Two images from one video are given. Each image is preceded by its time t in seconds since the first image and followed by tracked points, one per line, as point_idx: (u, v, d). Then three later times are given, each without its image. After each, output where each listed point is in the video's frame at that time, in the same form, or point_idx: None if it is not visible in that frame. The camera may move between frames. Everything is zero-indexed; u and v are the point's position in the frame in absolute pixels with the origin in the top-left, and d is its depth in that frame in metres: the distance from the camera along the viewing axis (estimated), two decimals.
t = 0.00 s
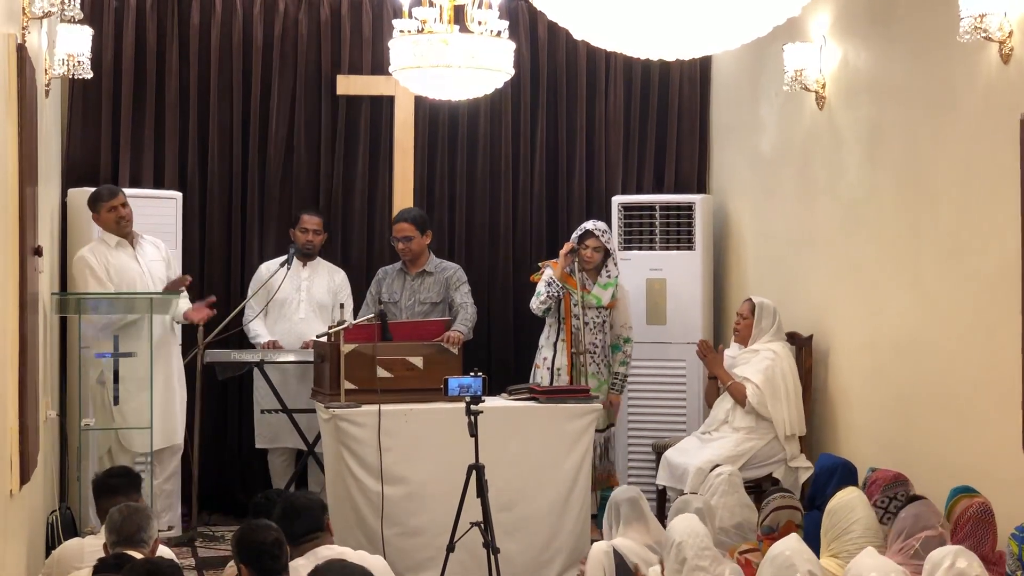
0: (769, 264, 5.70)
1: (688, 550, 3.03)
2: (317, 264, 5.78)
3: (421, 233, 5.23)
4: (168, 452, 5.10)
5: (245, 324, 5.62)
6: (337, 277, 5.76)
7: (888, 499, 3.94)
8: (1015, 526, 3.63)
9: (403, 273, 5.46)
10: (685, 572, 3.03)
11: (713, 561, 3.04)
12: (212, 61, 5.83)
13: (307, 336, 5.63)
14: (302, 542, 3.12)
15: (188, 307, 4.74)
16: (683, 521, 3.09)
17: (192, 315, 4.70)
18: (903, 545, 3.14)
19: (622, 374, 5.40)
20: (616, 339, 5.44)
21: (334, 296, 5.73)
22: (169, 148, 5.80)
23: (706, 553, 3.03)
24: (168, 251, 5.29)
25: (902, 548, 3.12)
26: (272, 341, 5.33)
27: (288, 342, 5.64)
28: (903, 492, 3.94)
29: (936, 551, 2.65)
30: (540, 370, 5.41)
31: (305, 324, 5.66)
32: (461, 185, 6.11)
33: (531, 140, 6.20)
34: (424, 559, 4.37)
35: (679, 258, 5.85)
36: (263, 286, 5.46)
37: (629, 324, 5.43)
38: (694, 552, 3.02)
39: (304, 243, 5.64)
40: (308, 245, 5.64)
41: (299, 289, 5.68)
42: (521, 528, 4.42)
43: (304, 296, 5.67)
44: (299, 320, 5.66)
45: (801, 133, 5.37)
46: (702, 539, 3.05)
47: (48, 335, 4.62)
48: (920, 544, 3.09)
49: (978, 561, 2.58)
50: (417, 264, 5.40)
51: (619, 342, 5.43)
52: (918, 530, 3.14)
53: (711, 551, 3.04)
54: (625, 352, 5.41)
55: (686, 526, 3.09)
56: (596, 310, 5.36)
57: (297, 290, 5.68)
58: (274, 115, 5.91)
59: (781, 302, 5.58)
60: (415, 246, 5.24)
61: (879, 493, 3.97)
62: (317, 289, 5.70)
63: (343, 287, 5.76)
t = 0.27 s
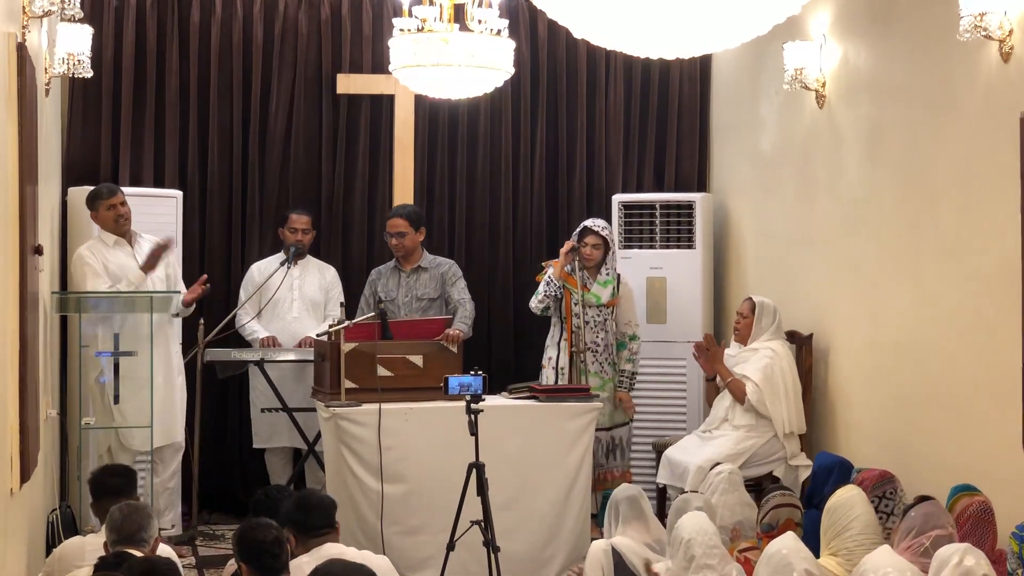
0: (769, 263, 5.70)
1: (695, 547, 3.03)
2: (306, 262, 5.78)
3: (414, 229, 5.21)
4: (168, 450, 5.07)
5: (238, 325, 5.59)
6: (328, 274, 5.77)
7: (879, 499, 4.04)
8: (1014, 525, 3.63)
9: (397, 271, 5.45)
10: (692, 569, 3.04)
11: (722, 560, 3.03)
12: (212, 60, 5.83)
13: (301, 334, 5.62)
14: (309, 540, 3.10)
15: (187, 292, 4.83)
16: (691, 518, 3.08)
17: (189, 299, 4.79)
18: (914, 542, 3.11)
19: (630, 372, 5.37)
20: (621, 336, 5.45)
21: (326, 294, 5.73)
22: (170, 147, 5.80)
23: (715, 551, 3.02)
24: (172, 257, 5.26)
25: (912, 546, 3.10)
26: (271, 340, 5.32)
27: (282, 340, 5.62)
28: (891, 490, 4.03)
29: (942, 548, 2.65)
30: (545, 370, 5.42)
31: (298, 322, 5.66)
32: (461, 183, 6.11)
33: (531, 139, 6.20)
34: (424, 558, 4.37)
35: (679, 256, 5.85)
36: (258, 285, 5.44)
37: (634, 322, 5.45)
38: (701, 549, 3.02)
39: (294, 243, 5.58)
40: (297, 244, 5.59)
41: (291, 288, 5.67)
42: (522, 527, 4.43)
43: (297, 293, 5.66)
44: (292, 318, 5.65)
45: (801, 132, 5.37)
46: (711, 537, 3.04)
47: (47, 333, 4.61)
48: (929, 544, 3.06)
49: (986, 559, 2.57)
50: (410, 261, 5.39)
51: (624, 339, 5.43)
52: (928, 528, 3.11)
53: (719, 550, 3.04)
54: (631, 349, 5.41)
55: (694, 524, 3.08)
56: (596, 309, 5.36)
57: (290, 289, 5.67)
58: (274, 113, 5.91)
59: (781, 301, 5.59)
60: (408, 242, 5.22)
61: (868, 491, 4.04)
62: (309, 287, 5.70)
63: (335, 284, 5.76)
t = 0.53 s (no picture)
0: (769, 262, 5.70)
1: (712, 543, 3.03)
2: (300, 262, 5.76)
3: (407, 229, 5.20)
4: (176, 448, 4.98)
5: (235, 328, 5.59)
6: (323, 273, 5.75)
7: (875, 499, 4.11)
8: (1014, 525, 3.63)
9: (391, 269, 5.44)
10: (706, 564, 3.04)
11: (736, 559, 3.03)
12: (212, 60, 5.83)
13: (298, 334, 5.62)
14: (308, 541, 3.11)
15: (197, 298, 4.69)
16: (711, 515, 3.07)
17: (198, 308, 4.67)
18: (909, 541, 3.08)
19: (628, 370, 5.38)
20: (621, 336, 5.45)
21: (320, 293, 5.72)
22: (169, 147, 5.80)
23: (730, 550, 3.02)
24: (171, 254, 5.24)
25: (906, 544, 3.06)
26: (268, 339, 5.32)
27: (280, 342, 5.62)
28: (888, 488, 4.10)
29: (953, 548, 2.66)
30: (545, 369, 5.42)
31: (294, 323, 5.65)
32: (461, 182, 6.12)
33: (530, 138, 6.20)
34: (424, 557, 4.37)
35: (679, 256, 5.85)
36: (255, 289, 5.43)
37: (633, 321, 5.45)
38: (718, 546, 3.02)
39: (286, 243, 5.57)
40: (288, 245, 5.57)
41: (286, 289, 5.65)
42: (521, 526, 4.43)
43: (292, 294, 5.65)
44: (287, 319, 5.65)
45: (800, 131, 5.37)
46: (729, 536, 3.03)
47: (48, 333, 4.63)
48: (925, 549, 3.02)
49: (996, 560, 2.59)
50: (405, 260, 5.39)
51: (623, 339, 5.44)
52: (924, 526, 3.08)
53: (735, 549, 3.04)
54: (630, 349, 5.42)
55: (713, 521, 3.07)
56: (595, 308, 5.36)
57: (285, 290, 5.66)
58: (273, 113, 5.91)
59: (780, 300, 5.59)
60: (401, 241, 5.22)
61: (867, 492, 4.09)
62: (303, 287, 5.69)
63: (328, 283, 5.75)
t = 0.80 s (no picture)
0: (767, 263, 5.70)
1: (720, 543, 3.02)
2: (297, 262, 5.76)
3: (403, 231, 5.20)
4: (185, 452, 4.93)
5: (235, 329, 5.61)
6: (320, 273, 5.75)
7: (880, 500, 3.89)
8: (1011, 526, 3.64)
9: (390, 273, 5.45)
10: (711, 564, 3.03)
11: (742, 560, 3.03)
12: (210, 61, 5.83)
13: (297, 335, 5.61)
14: (302, 543, 3.13)
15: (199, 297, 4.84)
16: (720, 514, 3.07)
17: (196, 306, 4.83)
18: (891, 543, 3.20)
19: (622, 372, 5.40)
20: (616, 336, 5.45)
21: (319, 292, 5.72)
22: (167, 148, 5.80)
23: (737, 550, 3.02)
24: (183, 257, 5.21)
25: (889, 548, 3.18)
26: (267, 340, 5.32)
27: (278, 342, 5.62)
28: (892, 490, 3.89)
29: (960, 549, 2.68)
30: (539, 369, 5.41)
31: (292, 323, 5.65)
32: (459, 184, 6.12)
33: (528, 139, 6.21)
34: (422, 558, 4.37)
35: (677, 257, 5.86)
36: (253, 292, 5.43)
37: (629, 322, 5.46)
38: (726, 546, 3.02)
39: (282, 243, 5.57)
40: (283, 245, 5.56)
41: (284, 290, 5.66)
42: (519, 527, 4.43)
43: (290, 294, 5.66)
44: (285, 320, 5.65)
45: (798, 133, 5.37)
46: (737, 536, 3.03)
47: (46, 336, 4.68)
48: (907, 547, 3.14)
49: (1002, 561, 2.60)
50: (402, 263, 5.39)
51: (618, 340, 5.44)
52: (905, 529, 3.20)
53: (741, 549, 3.04)
54: (625, 349, 5.43)
55: (722, 520, 3.07)
56: (591, 308, 5.37)
57: (282, 291, 5.66)
58: (271, 114, 5.91)
59: (778, 301, 5.59)
60: (398, 244, 5.22)
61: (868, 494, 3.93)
62: (301, 287, 5.69)
63: (326, 282, 5.74)
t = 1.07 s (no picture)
0: (764, 265, 5.71)
1: (709, 545, 3.07)
2: (296, 264, 5.73)
3: (400, 234, 5.21)
4: (194, 456, 4.98)
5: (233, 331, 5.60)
6: (320, 274, 5.73)
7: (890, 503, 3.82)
8: (1007, 528, 3.64)
9: (387, 276, 5.47)
10: (703, 567, 3.08)
11: (733, 562, 3.06)
12: (208, 63, 5.84)
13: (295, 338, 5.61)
14: (297, 545, 3.14)
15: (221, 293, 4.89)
16: (709, 517, 3.12)
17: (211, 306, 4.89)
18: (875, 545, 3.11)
19: (621, 369, 5.41)
20: (611, 334, 5.49)
21: (317, 295, 5.70)
22: (165, 150, 5.80)
23: (727, 552, 3.05)
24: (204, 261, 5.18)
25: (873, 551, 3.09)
26: (264, 342, 5.32)
27: (276, 345, 5.61)
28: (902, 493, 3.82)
29: (959, 552, 2.69)
30: (536, 372, 5.41)
31: (290, 326, 5.64)
32: (456, 186, 6.12)
33: (526, 141, 6.21)
34: (419, 560, 4.37)
35: (675, 259, 5.86)
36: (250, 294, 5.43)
37: (622, 318, 5.49)
38: (715, 548, 3.06)
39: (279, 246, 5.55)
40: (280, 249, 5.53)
41: (282, 292, 5.65)
42: (517, 529, 4.43)
43: (288, 296, 5.64)
44: (284, 322, 5.63)
45: (795, 135, 5.38)
46: (726, 538, 3.08)
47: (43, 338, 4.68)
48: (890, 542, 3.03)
49: (1000, 562, 2.61)
50: (400, 266, 5.40)
51: (613, 338, 5.47)
52: (888, 529, 3.10)
53: (732, 552, 3.08)
54: (621, 347, 5.46)
55: (711, 523, 3.13)
56: (586, 304, 5.39)
57: (281, 293, 5.66)
58: (269, 116, 5.91)
59: (775, 304, 5.60)
60: (395, 248, 5.22)
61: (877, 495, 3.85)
62: (299, 289, 5.67)
63: (326, 284, 5.73)
